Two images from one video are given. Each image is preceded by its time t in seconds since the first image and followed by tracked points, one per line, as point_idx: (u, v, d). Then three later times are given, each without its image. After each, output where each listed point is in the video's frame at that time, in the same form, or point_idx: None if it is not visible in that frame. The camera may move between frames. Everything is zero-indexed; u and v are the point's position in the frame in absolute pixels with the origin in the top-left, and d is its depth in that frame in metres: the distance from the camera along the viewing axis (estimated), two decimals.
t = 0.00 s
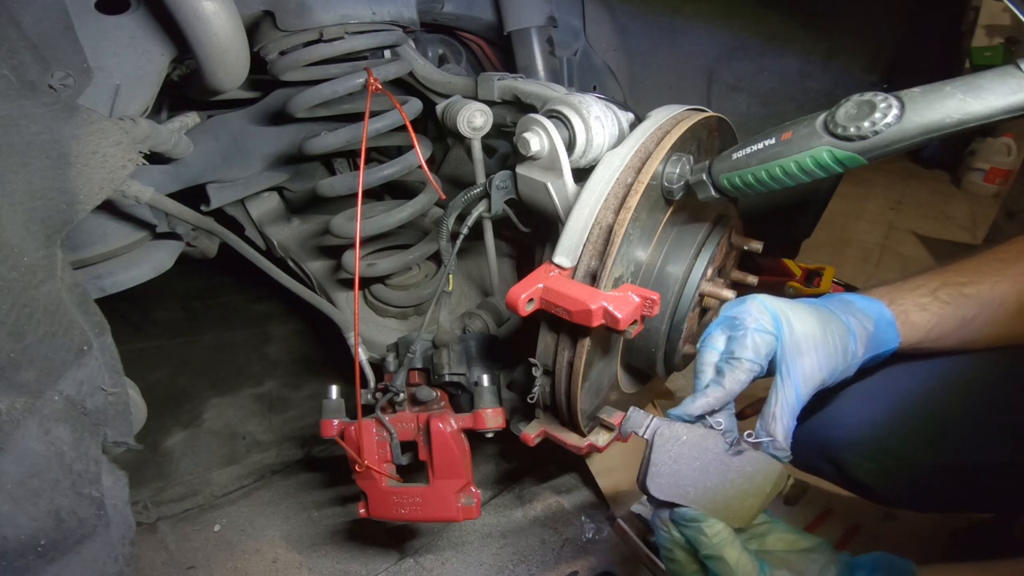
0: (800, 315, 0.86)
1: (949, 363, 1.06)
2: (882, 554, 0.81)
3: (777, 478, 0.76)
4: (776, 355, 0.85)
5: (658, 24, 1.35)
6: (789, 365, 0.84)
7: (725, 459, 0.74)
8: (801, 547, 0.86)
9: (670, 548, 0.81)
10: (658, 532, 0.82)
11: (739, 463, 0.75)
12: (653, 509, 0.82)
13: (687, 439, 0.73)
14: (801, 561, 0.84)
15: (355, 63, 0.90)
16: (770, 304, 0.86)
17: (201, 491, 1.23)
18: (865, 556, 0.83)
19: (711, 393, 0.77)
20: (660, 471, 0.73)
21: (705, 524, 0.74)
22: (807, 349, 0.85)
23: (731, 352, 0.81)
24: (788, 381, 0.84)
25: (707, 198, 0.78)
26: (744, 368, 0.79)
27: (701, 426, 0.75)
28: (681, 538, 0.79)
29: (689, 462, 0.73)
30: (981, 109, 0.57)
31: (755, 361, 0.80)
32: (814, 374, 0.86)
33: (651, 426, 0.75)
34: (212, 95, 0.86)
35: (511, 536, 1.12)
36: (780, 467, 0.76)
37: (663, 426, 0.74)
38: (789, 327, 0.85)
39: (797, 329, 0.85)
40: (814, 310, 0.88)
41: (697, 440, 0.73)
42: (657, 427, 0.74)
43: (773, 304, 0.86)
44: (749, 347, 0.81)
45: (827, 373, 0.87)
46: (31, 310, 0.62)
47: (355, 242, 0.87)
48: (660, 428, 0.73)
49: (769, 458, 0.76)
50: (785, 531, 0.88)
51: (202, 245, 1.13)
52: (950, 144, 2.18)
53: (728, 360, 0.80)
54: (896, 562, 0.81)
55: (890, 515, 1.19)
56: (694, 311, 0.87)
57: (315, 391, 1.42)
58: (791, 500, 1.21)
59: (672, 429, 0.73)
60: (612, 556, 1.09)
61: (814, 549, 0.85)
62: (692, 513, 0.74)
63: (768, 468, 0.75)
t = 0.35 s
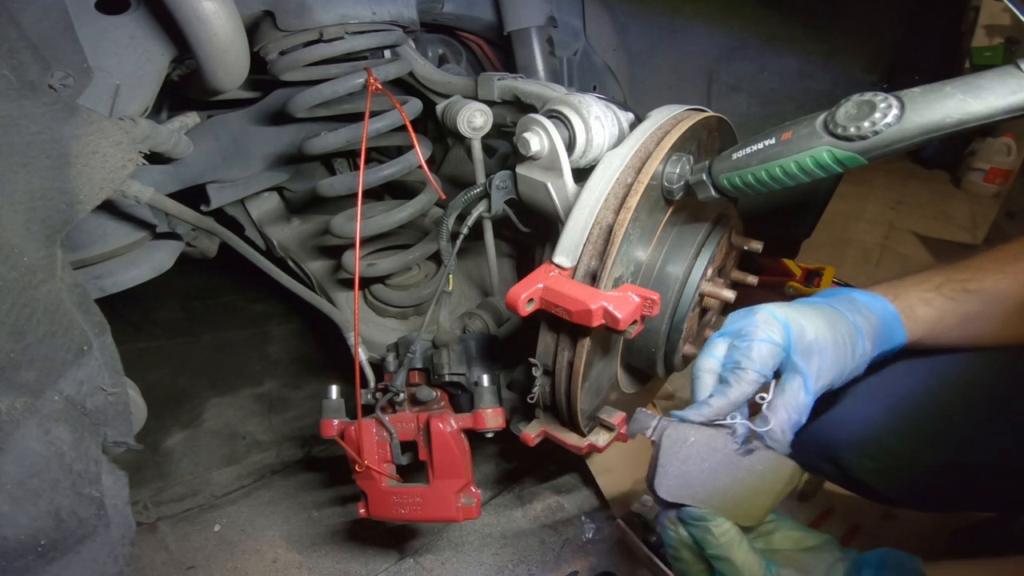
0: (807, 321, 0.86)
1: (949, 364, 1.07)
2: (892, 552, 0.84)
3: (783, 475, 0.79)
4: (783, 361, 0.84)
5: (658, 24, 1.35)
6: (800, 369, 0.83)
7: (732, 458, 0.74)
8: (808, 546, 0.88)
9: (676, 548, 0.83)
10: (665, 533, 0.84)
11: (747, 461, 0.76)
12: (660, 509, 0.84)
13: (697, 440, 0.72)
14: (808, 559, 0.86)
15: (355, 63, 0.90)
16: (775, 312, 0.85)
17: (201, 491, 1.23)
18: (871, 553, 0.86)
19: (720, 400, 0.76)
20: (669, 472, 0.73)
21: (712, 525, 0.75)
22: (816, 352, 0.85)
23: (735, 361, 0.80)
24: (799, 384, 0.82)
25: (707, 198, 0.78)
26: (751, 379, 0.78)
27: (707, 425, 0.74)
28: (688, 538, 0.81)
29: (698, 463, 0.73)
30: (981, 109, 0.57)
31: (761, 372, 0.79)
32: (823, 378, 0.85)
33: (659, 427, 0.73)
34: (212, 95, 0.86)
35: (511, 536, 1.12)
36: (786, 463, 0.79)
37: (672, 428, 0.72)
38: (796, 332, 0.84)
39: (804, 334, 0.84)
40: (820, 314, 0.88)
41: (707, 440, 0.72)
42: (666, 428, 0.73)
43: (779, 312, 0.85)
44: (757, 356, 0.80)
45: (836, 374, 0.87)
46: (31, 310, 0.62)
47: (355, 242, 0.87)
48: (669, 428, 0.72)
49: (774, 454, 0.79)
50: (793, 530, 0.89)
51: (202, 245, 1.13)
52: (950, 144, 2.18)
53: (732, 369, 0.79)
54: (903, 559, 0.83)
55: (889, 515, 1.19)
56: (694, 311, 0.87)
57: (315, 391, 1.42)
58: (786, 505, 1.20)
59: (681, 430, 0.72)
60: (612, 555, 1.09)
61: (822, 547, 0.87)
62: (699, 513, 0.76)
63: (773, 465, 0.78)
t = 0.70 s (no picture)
0: (808, 325, 0.83)
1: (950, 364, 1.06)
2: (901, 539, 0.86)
3: (772, 466, 0.76)
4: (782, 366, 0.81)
5: (658, 24, 1.35)
6: (808, 369, 0.79)
7: (715, 454, 0.73)
8: (810, 537, 0.90)
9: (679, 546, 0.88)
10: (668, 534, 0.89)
11: (729, 455, 0.74)
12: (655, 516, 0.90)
13: (674, 439, 0.72)
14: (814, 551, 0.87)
15: (355, 63, 0.90)
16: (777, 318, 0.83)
17: (201, 491, 1.23)
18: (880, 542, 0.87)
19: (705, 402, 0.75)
20: (652, 475, 0.73)
21: (705, 525, 0.79)
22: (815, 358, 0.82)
23: (728, 364, 0.78)
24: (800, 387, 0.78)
25: (707, 198, 0.78)
26: (739, 382, 0.76)
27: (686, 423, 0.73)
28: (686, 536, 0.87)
29: (680, 463, 0.73)
30: (981, 109, 0.57)
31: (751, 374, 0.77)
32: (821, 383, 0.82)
33: (636, 431, 0.74)
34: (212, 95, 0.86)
35: (511, 536, 1.13)
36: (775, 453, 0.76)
37: (648, 429, 0.73)
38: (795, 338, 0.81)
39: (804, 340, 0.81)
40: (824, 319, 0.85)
41: (686, 438, 0.72)
42: (643, 431, 0.73)
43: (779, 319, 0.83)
44: (751, 362, 0.77)
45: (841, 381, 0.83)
46: (31, 310, 0.62)
47: (355, 242, 0.88)
48: (645, 429, 0.72)
49: (761, 445, 0.75)
50: (793, 522, 0.93)
51: (202, 245, 1.13)
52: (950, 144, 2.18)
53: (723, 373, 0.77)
54: (914, 547, 0.84)
55: (889, 514, 1.19)
56: (694, 311, 0.87)
57: (315, 391, 1.42)
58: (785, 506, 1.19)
59: (657, 429, 0.72)
60: (612, 556, 1.09)
61: (825, 539, 0.89)
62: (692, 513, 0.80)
63: (761, 456, 0.75)
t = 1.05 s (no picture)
0: (819, 320, 0.82)
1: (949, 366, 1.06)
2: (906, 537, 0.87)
3: (772, 462, 0.76)
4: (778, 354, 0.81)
5: (658, 25, 1.35)
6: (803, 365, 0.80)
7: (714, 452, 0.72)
8: (813, 533, 0.89)
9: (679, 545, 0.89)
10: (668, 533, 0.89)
11: (730, 453, 0.74)
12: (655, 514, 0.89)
13: (675, 439, 0.70)
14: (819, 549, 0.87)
15: (355, 63, 0.90)
16: (793, 296, 0.82)
17: (201, 491, 1.23)
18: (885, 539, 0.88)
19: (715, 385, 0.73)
20: (652, 476, 0.72)
21: (707, 524, 0.79)
22: (817, 349, 0.81)
23: (737, 343, 0.78)
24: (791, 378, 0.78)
25: (707, 198, 0.78)
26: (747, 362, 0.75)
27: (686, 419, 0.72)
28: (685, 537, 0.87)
29: (680, 462, 0.72)
30: (981, 109, 0.57)
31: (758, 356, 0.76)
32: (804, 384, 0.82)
33: (635, 429, 0.72)
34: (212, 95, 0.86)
35: (511, 536, 1.13)
36: (777, 449, 0.77)
37: (648, 427, 0.70)
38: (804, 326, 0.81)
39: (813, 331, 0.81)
40: (832, 316, 0.84)
41: (686, 438, 0.71)
42: (642, 429, 0.71)
43: (795, 298, 0.82)
44: (761, 340, 0.77)
45: (825, 380, 0.83)
46: (31, 310, 0.62)
47: (355, 242, 0.88)
48: (645, 429, 0.70)
49: (762, 442, 0.76)
50: (797, 518, 0.92)
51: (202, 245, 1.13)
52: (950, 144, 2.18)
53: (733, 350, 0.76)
54: (919, 544, 0.86)
55: (889, 515, 1.18)
56: (694, 311, 0.87)
57: (315, 391, 1.42)
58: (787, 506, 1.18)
59: (658, 429, 0.70)
60: (612, 556, 1.09)
61: (829, 537, 0.88)
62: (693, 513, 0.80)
63: (761, 453, 0.75)
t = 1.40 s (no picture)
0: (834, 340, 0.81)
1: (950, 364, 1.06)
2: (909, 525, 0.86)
3: (763, 453, 0.76)
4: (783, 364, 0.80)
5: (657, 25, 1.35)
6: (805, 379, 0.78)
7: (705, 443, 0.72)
8: (810, 521, 0.89)
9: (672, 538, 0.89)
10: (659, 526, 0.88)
11: (721, 443, 0.74)
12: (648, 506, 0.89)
13: (664, 431, 0.70)
14: (814, 537, 0.86)
15: (355, 63, 0.90)
16: (815, 311, 0.80)
17: (201, 491, 1.23)
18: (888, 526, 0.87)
19: (715, 377, 0.72)
20: (643, 468, 0.72)
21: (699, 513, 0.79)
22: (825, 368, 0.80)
23: (746, 345, 0.77)
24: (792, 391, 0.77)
25: (707, 198, 0.78)
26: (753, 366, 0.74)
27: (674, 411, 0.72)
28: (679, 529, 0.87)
29: (671, 453, 0.72)
30: (980, 109, 0.57)
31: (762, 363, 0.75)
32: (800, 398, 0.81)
33: (624, 422, 0.72)
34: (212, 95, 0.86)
35: (511, 536, 1.13)
36: (768, 439, 0.76)
37: (637, 420, 0.71)
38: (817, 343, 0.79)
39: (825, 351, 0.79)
40: (850, 339, 0.82)
41: (676, 430, 0.70)
42: (631, 422, 0.71)
43: (818, 313, 0.81)
44: (769, 348, 0.76)
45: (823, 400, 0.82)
46: (31, 309, 0.62)
47: (355, 242, 0.88)
48: (634, 421, 0.70)
49: (754, 432, 0.75)
50: (793, 506, 0.91)
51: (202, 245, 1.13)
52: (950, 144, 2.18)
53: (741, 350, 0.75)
54: (924, 532, 0.85)
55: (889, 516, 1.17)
56: (694, 311, 0.87)
57: (315, 391, 1.42)
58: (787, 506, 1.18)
59: (647, 421, 0.70)
60: (612, 556, 1.09)
61: (825, 525, 0.88)
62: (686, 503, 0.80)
63: (753, 443, 0.75)
